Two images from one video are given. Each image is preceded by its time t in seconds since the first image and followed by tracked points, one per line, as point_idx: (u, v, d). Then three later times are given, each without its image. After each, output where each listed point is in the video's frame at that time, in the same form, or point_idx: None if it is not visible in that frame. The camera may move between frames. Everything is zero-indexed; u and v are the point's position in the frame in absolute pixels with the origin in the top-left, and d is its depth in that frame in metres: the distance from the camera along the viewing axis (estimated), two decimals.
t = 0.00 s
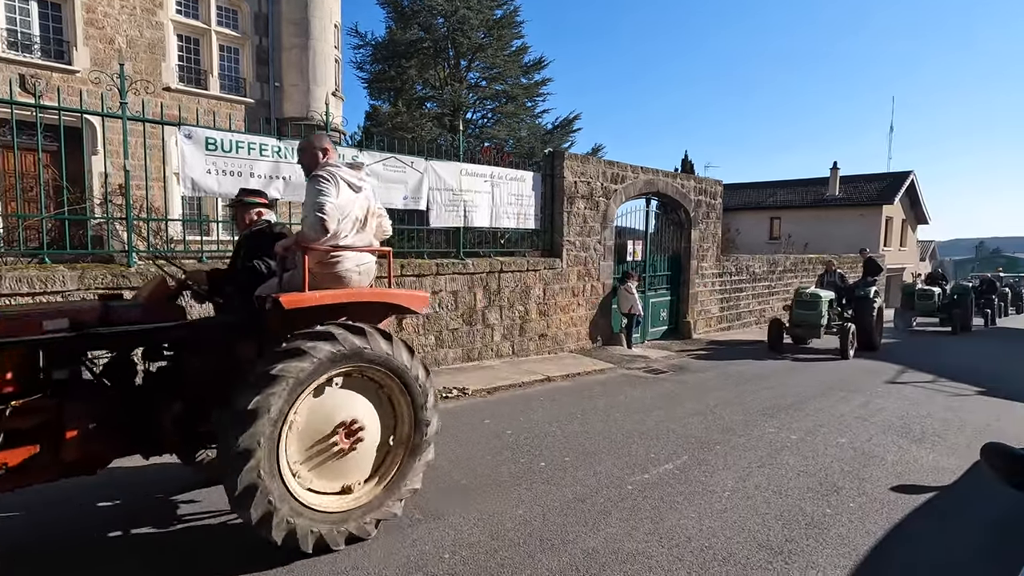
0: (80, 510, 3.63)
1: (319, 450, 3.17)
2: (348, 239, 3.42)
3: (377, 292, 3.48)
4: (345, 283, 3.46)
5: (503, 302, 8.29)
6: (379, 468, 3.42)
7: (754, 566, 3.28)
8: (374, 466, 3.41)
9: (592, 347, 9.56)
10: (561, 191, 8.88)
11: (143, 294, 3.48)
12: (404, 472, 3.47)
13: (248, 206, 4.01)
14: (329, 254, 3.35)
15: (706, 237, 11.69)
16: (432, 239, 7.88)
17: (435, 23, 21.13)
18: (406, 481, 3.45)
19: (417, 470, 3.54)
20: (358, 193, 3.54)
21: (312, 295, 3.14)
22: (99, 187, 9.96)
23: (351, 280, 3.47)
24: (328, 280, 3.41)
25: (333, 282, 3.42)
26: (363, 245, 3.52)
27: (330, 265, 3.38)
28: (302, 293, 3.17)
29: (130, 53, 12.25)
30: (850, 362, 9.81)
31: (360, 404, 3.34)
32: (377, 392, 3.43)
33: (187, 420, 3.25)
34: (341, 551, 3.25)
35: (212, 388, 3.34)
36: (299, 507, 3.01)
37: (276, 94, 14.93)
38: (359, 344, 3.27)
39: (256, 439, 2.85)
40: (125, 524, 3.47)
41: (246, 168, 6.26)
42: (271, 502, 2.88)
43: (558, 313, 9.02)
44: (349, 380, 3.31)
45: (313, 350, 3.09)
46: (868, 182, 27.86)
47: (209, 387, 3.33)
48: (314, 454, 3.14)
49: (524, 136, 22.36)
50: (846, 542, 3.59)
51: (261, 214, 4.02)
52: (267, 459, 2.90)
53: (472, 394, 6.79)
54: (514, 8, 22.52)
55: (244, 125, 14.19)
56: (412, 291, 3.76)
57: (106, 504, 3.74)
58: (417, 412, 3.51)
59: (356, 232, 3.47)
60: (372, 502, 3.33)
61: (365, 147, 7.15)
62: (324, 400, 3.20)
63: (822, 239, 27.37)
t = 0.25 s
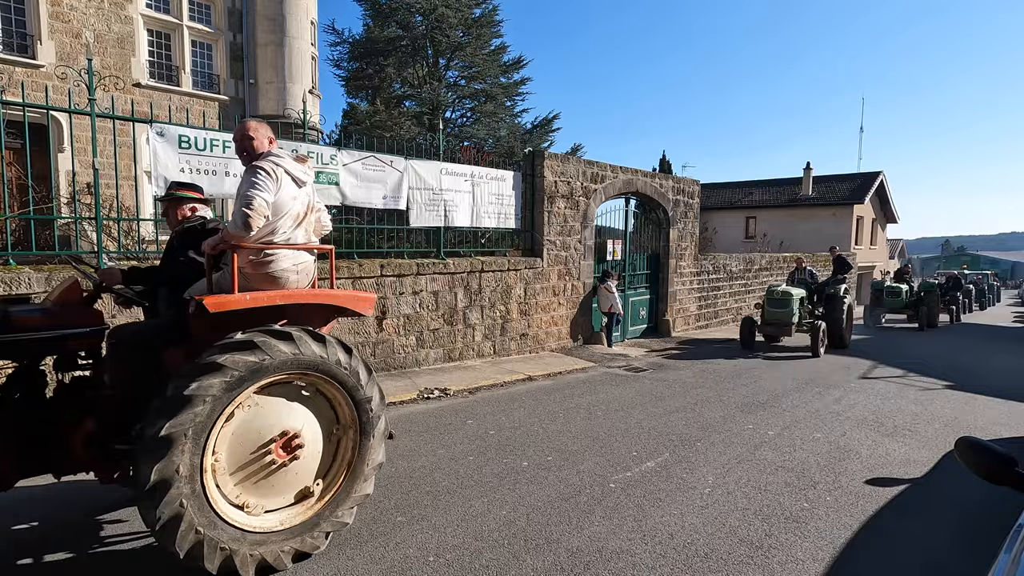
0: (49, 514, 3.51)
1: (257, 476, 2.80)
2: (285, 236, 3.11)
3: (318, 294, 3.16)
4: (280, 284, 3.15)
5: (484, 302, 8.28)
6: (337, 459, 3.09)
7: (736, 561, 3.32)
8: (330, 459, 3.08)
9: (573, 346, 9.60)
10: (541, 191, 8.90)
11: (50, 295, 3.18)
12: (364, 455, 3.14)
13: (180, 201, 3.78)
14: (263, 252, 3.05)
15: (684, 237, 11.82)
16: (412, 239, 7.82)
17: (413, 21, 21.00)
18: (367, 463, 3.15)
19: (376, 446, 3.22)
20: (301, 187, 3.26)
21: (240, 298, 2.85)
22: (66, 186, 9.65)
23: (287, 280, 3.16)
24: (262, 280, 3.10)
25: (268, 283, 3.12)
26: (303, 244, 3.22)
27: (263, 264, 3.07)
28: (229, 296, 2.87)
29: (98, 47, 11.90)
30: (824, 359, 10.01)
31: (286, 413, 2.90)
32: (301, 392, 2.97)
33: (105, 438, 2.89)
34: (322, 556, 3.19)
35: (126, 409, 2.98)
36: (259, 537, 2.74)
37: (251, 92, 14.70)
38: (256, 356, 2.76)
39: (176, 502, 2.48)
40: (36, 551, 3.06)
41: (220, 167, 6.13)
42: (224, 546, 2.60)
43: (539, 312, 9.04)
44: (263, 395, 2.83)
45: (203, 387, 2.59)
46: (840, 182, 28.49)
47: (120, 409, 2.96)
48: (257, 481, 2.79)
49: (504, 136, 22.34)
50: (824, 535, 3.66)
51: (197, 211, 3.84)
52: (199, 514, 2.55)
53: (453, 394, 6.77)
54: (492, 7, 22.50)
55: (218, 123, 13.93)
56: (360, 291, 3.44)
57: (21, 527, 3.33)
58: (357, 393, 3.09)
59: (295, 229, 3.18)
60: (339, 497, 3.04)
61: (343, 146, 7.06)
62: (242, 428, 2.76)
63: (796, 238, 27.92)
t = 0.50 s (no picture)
0: (49, 517, 3.48)
1: (213, 500, 2.52)
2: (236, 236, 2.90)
3: (272, 295, 2.82)
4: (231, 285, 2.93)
5: (481, 302, 8.27)
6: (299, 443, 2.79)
7: (736, 562, 3.32)
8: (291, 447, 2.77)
9: (570, 346, 9.60)
10: (539, 191, 8.90)
11: None
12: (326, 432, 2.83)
13: (128, 196, 3.59)
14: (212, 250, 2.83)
15: (682, 237, 11.84)
16: (409, 239, 7.79)
17: (410, 21, 20.97)
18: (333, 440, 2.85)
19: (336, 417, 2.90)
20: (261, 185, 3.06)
21: (183, 300, 2.56)
22: (61, 186, 9.59)
23: (239, 281, 2.93)
24: (211, 280, 2.88)
25: (217, 284, 2.90)
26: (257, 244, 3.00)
27: (212, 265, 2.85)
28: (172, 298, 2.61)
29: (93, 47, 11.84)
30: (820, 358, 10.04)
31: (218, 428, 2.53)
32: (230, 399, 2.57)
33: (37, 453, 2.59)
34: (321, 559, 3.17)
35: (61, 423, 2.68)
36: (243, 551, 2.55)
37: (247, 92, 14.66)
38: (156, 390, 2.33)
39: (132, 560, 2.25)
40: None
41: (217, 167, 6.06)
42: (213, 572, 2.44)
43: (537, 313, 9.03)
44: (182, 424, 2.43)
45: (105, 448, 2.20)
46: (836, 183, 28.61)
47: (56, 420, 2.67)
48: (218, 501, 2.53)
49: (501, 136, 22.33)
50: (824, 535, 3.66)
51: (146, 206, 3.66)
52: (163, 559, 2.33)
53: (451, 395, 6.75)
54: (489, 7, 22.50)
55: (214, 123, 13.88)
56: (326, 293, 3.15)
57: None
58: (295, 379, 2.69)
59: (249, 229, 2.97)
60: (315, 480, 2.80)
61: (340, 146, 7.03)
62: (175, 463, 2.42)
63: (792, 239, 28.03)
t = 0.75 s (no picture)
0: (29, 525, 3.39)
1: (166, 523, 2.32)
2: (175, 234, 2.67)
3: (219, 297, 2.62)
4: (175, 285, 2.71)
5: (477, 302, 8.26)
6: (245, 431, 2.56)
7: (733, 561, 3.33)
8: (238, 438, 2.55)
9: (566, 346, 9.61)
10: (534, 191, 8.90)
11: None
12: (271, 414, 2.59)
13: (66, 191, 3.47)
14: (151, 250, 2.64)
15: (676, 237, 11.88)
16: (405, 239, 7.77)
17: (404, 21, 20.88)
18: (281, 417, 2.63)
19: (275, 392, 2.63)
20: (197, 178, 2.81)
21: (114, 302, 2.33)
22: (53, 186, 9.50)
23: (183, 281, 2.72)
24: (153, 282, 2.68)
25: (160, 284, 2.69)
26: (200, 243, 2.77)
27: (153, 263, 2.65)
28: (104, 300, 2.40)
29: (84, 45, 11.73)
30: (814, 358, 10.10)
31: (140, 455, 2.24)
32: (146, 419, 2.28)
33: None
34: (320, 561, 3.15)
35: None
36: (223, 552, 2.45)
37: (241, 91, 14.59)
38: (41, 448, 2.00)
39: None
40: None
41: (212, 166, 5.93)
42: None
43: (532, 313, 9.03)
44: (92, 468, 2.14)
45: (8, 526, 1.93)
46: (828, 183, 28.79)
47: None
48: (176, 521, 2.34)
49: (495, 136, 22.30)
50: (820, 534, 3.68)
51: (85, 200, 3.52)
52: None
53: (447, 395, 6.74)
54: (483, 7, 22.47)
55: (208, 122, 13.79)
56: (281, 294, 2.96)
57: None
58: (209, 375, 2.38)
59: (187, 227, 2.73)
60: (275, 460, 2.61)
61: (336, 145, 7.00)
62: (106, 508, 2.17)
63: (785, 239, 28.18)
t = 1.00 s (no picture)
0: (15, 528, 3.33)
1: (117, 534, 2.27)
2: (99, 228, 2.49)
3: (158, 297, 2.52)
4: (105, 284, 2.55)
5: (473, 302, 8.24)
6: (168, 422, 2.38)
7: (731, 558, 3.34)
8: (163, 428, 2.38)
9: (562, 345, 9.62)
10: (529, 190, 8.90)
11: None
12: (190, 401, 2.37)
13: None
14: (76, 247, 2.47)
15: (671, 236, 11.91)
16: (400, 238, 7.75)
17: (398, 19, 20.80)
18: (202, 401, 2.41)
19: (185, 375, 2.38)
20: (117, 166, 2.59)
21: (33, 303, 2.20)
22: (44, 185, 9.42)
23: (114, 279, 2.56)
24: (79, 281, 2.51)
25: (89, 283, 2.52)
26: (128, 237, 2.59)
27: (79, 260, 2.48)
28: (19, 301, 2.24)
29: (76, 43, 11.64)
30: (808, 357, 10.15)
31: (48, 489, 2.09)
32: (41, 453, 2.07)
33: None
34: (317, 561, 3.13)
35: None
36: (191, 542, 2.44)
37: (234, 90, 14.51)
38: None
39: None
40: None
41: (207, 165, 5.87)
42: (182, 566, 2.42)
43: (528, 312, 9.03)
44: (2, 521, 2.01)
45: None
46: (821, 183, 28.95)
47: None
48: (125, 528, 2.28)
49: (490, 135, 22.26)
50: (816, 531, 3.69)
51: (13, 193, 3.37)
52: None
53: (443, 395, 6.72)
54: (478, 7, 22.42)
55: (201, 121, 13.71)
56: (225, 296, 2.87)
57: None
58: (88, 388, 2.11)
59: (111, 219, 2.55)
60: (215, 441, 2.47)
61: (331, 144, 6.96)
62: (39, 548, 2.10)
63: (779, 238, 28.32)
